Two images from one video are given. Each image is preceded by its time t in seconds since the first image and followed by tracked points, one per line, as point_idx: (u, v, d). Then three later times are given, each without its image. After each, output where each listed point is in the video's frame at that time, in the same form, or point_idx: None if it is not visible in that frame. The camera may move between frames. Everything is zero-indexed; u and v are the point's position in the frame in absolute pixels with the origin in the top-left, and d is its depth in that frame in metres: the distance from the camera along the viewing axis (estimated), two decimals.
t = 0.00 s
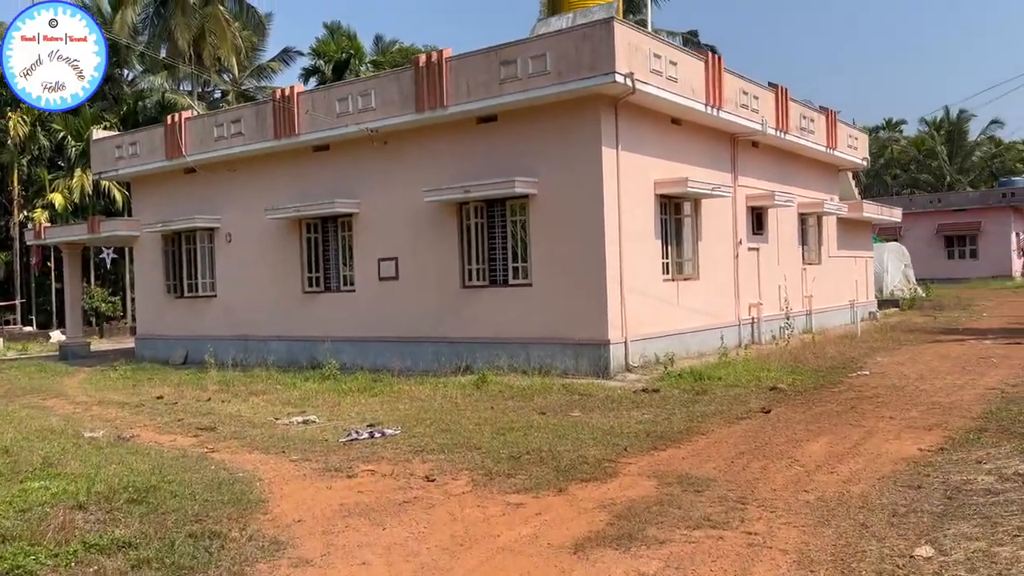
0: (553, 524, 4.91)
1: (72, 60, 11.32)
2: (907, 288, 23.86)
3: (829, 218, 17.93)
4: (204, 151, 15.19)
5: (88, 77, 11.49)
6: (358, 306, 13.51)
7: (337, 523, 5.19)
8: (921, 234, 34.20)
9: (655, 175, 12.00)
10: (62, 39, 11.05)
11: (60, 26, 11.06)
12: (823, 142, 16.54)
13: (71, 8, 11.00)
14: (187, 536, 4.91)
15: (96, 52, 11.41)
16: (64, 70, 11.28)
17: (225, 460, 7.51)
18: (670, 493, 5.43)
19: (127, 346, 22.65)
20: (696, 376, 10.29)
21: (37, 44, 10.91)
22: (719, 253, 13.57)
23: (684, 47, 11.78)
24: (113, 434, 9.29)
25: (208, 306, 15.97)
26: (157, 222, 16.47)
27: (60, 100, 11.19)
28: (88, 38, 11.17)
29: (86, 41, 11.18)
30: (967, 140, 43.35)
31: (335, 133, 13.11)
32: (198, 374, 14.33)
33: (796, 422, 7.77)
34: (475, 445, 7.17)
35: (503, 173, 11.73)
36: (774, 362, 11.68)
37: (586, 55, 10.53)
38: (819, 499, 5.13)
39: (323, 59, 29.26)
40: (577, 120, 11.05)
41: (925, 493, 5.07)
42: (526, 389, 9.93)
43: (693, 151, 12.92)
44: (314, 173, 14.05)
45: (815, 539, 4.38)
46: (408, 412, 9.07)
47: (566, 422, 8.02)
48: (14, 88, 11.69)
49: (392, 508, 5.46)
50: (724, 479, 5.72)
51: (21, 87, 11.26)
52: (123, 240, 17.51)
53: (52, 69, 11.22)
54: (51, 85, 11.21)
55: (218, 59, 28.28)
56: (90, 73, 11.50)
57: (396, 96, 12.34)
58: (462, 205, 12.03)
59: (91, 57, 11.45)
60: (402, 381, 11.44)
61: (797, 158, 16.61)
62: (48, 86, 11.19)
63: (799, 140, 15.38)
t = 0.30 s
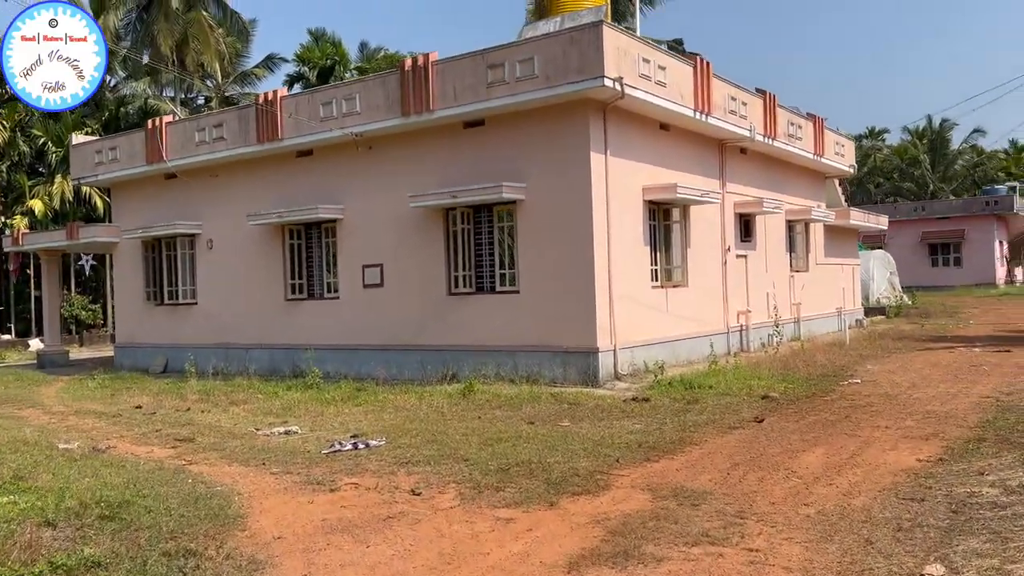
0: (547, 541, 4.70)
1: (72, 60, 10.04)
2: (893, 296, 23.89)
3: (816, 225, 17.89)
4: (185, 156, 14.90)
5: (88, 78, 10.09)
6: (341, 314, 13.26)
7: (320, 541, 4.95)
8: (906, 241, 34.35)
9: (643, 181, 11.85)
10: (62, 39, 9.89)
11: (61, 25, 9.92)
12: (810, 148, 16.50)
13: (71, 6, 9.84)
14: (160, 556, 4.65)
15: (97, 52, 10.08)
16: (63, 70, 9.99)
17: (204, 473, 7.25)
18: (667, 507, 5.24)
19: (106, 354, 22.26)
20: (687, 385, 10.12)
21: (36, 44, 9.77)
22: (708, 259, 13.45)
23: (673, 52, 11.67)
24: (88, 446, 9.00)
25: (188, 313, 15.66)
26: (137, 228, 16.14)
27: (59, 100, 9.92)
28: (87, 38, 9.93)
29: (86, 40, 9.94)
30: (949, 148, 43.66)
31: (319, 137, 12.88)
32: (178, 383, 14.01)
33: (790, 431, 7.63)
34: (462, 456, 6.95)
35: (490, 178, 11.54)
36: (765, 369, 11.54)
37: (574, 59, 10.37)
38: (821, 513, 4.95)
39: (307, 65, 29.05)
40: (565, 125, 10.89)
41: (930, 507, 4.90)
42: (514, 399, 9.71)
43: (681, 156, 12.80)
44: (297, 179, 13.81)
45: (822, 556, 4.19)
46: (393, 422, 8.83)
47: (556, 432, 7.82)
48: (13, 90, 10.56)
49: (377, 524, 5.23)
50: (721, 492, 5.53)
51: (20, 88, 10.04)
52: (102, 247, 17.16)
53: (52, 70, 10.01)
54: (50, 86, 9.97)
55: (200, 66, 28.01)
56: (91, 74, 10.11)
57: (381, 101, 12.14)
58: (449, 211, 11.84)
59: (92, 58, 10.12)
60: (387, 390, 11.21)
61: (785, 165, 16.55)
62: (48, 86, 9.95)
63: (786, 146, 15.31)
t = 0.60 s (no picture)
0: (538, 564, 4.47)
1: (72, 60, 10.13)
2: (881, 305, 23.86)
3: (805, 234, 17.80)
4: (166, 161, 14.60)
5: (88, 78, 10.21)
6: (325, 322, 12.98)
7: (297, 564, 4.70)
8: (892, 250, 34.45)
9: (633, 188, 11.68)
10: (62, 39, 9.94)
11: (60, 25, 9.94)
12: (799, 157, 16.41)
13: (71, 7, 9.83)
14: None
15: (98, 52, 10.22)
16: (64, 70, 10.05)
17: (180, 489, 6.96)
18: (663, 526, 5.02)
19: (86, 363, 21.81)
20: (679, 396, 9.92)
21: (37, 44, 9.74)
22: (698, 268, 13.29)
23: (664, 57, 11.52)
24: (61, 459, 8.67)
25: (168, 321, 15.32)
26: (116, 235, 15.80)
27: (59, 101, 9.95)
28: (88, 38, 10.08)
29: (86, 41, 10.08)
30: (934, 158, 43.89)
31: (303, 142, 12.62)
32: (157, 393, 13.68)
33: (785, 445, 7.44)
34: (449, 471, 6.72)
35: (477, 185, 11.33)
36: (756, 380, 11.37)
37: (564, 63, 10.19)
38: (823, 533, 4.75)
39: (293, 71, 28.72)
40: (554, 130, 10.70)
41: (935, 525, 4.72)
42: (502, 410, 9.48)
43: (671, 163, 12.64)
44: (280, 185, 13.54)
45: None
46: (377, 435, 8.56)
47: (545, 445, 7.60)
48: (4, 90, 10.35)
49: (359, 545, 4.98)
50: (719, 510, 5.32)
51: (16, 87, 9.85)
52: (80, 253, 16.80)
53: (52, 70, 10.00)
54: (50, 86, 9.97)
55: (184, 72, 27.71)
56: (91, 74, 10.23)
57: (367, 105, 11.90)
58: (435, 218, 11.61)
59: (92, 58, 10.24)
60: (372, 400, 10.95)
61: (775, 172, 16.45)
62: (48, 86, 9.94)
63: (777, 154, 15.20)
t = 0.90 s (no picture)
0: None
1: (72, 60, 10.96)
2: (868, 313, 23.85)
3: (793, 241, 17.73)
4: (147, 163, 14.30)
5: (87, 77, 11.04)
6: (309, 328, 12.72)
7: None
8: (876, 259, 34.55)
9: (624, 194, 11.52)
10: (61, 39, 10.81)
11: (60, 26, 10.83)
12: (789, 163, 16.34)
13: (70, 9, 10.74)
14: None
15: (96, 52, 10.98)
16: (64, 70, 10.94)
17: (156, 501, 6.68)
18: (660, 541, 4.83)
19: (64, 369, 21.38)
20: (670, 404, 9.74)
21: (36, 44, 10.70)
22: (688, 274, 13.16)
23: (655, 61, 11.40)
24: (34, 469, 8.36)
25: (149, 327, 14.99)
26: (96, 238, 15.46)
27: (60, 100, 10.92)
28: (87, 38, 10.83)
29: (86, 41, 10.83)
30: (918, 168, 44.12)
31: (288, 144, 12.39)
32: (136, 400, 13.35)
33: (781, 455, 7.27)
34: (436, 483, 6.49)
35: (466, 188, 11.14)
36: (747, 388, 11.23)
37: (555, 65, 10.03)
38: (826, 549, 4.57)
39: (278, 74, 28.44)
40: (544, 134, 10.53)
41: (942, 541, 4.56)
42: (491, 418, 9.27)
43: (661, 168, 12.51)
44: (264, 187, 13.29)
45: None
46: (362, 444, 8.32)
47: (535, 455, 7.39)
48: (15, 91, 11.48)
49: (344, 562, 4.76)
50: (717, 524, 5.14)
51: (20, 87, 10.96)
52: (59, 257, 16.44)
53: (52, 70, 10.94)
54: (50, 85, 10.94)
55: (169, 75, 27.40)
56: (89, 73, 11.05)
57: (353, 107, 11.69)
58: (423, 222, 11.41)
59: (91, 58, 11.00)
60: (357, 408, 10.71)
61: (764, 178, 16.36)
62: (48, 85, 10.92)
63: (766, 160, 15.12)
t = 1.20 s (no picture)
0: None
1: (72, 60, 12.48)
2: (851, 320, 23.86)
3: (778, 248, 17.67)
4: (124, 163, 13.95)
5: (87, 77, 12.57)
6: (289, 333, 12.44)
7: None
8: (857, 266, 34.69)
9: (612, 198, 11.36)
10: (62, 39, 12.32)
11: (60, 27, 12.36)
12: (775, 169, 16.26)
13: (71, 11, 12.36)
14: None
15: (95, 51, 12.56)
16: (64, 70, 12.45)
17: (127, 513, 6.39)
18: (655, 559, 4.64)
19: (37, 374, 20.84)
20: (658, 412, 9.57)
21: (37, 43, 12.23)
22: (675, 280, 13.02)
23: (643, 64, 11.25)
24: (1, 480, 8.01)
25: (124, 331, 14.62)
26: (70, 239, 15.07)
27: (60, 99, 12.45)
28: (87, 38, 12.37)
29: (85, 41, 12.37)
30: (898, 176, 44.39)
31: (268, 144, 12.11)
32: (110, 406, 12.99)
33: (774, 466, 7.11)
34: (420, 494, 6.25)
35: (451, 191, 10.93)
36: (735, 395, 11.09)
37: (542, 67, 9.85)
38: (827, 566, 4.39)
39: (260, 76, 28.06)
40: (531, 136, 10.34)
41: (947, 558, 4.39)
42: (475, 426, 9.05)
43: (649, 173, 12.36)
44: (244, 189, 13.00)
45: None
46: (342, 454, 8.05)
47: (523, 465, 7.18)
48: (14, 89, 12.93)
49: None
50: (713, 540, 4.96)
51: (22, 86, 12.49)
52: (32, 259, 16.01)
53: (52, 70, 12.44)
54: (50, 85, 12.45)
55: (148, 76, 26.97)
56: (89, 73, 12.59)
57: (336, 107, 11.45)
58: (407, 225, 11.18)
59: (90, 57, 12.58)
60: (338, 416, 10.45)
61: (750, 184, 16.27)
62: (48, 85, 12.44)
63: (753, 166, 15.02)
